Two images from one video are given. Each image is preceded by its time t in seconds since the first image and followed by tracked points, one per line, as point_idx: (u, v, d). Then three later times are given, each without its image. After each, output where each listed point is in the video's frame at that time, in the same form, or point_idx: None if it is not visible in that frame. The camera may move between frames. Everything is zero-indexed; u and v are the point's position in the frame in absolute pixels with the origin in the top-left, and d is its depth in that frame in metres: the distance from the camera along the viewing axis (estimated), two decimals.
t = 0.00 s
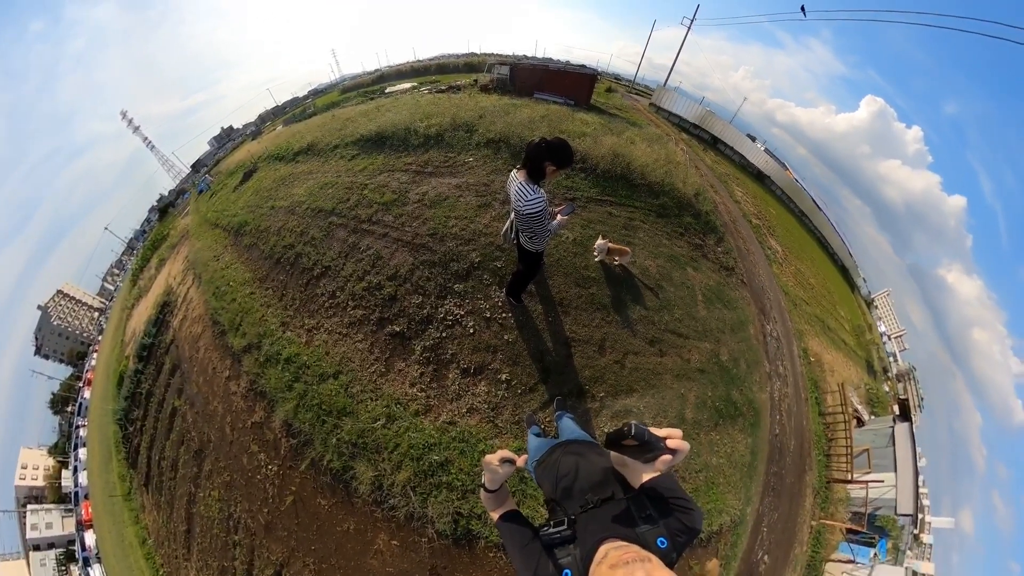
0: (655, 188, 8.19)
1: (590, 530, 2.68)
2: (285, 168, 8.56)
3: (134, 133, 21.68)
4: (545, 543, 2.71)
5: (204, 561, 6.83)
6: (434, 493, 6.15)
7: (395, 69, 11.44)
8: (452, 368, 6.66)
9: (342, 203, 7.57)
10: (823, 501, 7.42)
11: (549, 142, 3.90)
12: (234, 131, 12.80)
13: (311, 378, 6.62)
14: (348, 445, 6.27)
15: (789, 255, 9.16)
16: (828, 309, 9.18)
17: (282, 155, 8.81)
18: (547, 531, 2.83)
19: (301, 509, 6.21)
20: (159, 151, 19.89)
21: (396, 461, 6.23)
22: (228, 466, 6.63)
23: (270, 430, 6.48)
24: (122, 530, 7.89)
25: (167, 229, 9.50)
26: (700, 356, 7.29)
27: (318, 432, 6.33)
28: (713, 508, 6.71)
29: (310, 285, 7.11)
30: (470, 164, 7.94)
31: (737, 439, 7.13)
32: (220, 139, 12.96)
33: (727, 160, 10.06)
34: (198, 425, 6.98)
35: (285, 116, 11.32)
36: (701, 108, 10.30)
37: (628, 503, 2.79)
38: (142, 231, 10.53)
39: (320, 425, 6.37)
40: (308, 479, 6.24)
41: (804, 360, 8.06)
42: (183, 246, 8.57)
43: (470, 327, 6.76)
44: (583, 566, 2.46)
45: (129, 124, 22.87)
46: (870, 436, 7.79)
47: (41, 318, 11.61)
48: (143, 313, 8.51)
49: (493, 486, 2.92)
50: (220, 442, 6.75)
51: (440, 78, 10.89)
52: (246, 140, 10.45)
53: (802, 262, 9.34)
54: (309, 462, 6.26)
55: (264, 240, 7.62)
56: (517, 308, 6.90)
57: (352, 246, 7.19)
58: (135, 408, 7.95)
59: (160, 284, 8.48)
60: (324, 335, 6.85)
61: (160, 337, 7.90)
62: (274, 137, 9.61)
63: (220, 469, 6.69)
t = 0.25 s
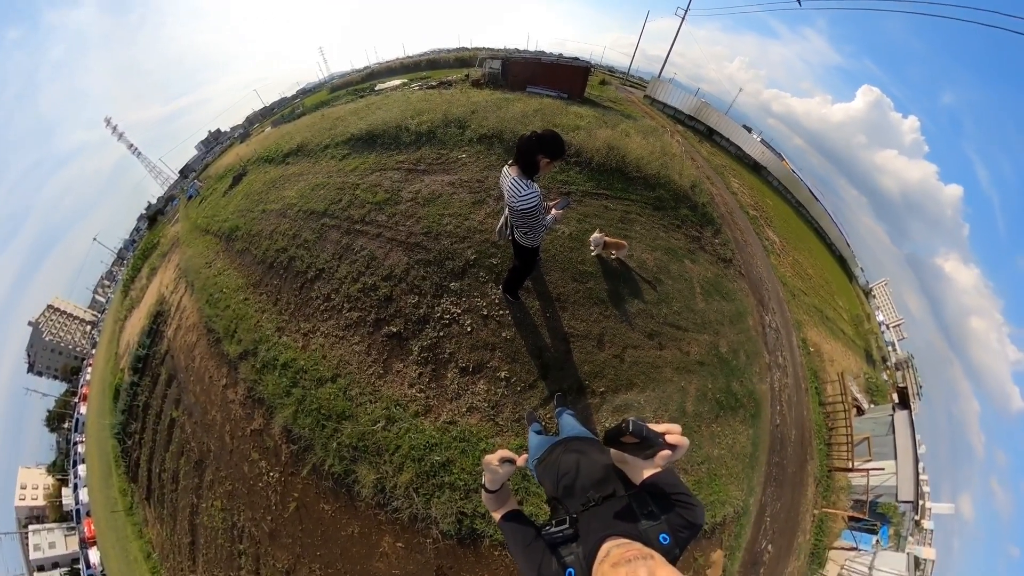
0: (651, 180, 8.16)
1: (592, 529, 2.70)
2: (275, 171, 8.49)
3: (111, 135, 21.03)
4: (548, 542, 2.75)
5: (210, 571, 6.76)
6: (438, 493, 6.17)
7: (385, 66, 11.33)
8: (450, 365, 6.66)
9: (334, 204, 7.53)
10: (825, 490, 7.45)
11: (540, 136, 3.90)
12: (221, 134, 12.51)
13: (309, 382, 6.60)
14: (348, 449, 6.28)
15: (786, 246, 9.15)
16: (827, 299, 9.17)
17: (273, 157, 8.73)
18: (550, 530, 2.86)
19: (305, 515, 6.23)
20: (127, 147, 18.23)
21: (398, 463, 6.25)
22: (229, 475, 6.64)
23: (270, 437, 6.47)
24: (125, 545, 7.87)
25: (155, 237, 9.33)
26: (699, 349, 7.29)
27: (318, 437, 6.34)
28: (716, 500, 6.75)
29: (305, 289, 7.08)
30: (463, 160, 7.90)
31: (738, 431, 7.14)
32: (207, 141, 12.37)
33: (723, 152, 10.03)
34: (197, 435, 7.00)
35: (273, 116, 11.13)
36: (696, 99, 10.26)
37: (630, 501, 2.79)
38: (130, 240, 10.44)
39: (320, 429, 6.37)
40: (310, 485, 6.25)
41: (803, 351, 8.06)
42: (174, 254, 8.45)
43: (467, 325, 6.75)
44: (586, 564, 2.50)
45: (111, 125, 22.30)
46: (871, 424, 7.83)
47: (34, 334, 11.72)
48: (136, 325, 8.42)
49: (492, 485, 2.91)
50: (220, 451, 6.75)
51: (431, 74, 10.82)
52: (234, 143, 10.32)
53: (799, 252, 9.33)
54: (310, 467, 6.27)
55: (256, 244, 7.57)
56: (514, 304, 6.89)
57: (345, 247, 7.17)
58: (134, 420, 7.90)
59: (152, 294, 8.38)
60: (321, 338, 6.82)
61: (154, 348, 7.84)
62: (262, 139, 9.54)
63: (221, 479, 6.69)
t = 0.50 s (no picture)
0: (648, 173, 8.13)
1: (598, 526, 2.73)
2: (266, 174, 8.38)
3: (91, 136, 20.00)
4: (554, 540, 2.80)
5: None
6: (442, 493, 6.18)
7: (373, 63, 11.12)
8: (450, 363, 6.66)
9: (327, 206, 7.48)
10: (828, 480, 7.51)
11: (533, 128, 3.86)
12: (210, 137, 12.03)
13: (308, 387, 6.59)
14: (350, 454, 6.28)
15: (784, 237, 9.13)
16: (826, 289, 9.15)
17: (263, 160, 8.62)
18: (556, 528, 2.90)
19: (309, 521, 6.22)
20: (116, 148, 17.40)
21: (400, 465, 6.26)
22: (232, 484, 6.54)
23: (270, 445, 6.45)
24: (131, 560, 7.57)
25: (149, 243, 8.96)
26: (699, 341, 7.28)
27: (319, 442, 6.33)
28: (720, 492, 6.77)
29: (300, 293, 7.03)
30: (457, 157, 7.87)
31: (740, 423, 7.14)
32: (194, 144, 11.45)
33: (720, 144, 9.98)
34: (197, 445, 6.84)
35: (261, 117, 10.77)
36: (692, 91, 10.19)
37: (636, 498, 2.82)
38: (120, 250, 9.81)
39: (321, 434, 6.37)
40: (313, 491, 6.26)
41: (803, 342, 8.06)
42: (166, 263, 8.25)
43: (465, 324, 6.74)
44: (592, 561, 2.54)
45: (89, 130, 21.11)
46: (871, 413, 7.75)
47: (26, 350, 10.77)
48: (130, 336, 8.12)
49: (496, 485, 2.91)
50: (221, 461, 6.64)
51: (422, 70, 10.72)
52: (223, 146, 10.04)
53: (797, 243, 9.31)
54: (313, 473, 6.27)
55: (249, 249, 7.49)
56: (512, 301, 6.87)
57: (340, 249, 7.13)
58: (133, 434, 7.61)
59: (145, 304, 8.16)
60: (318, 342, 6.80)
61: (150, 360, 7.62)
62: (252, 140, 9.37)
63: (223, 488, 6.58)
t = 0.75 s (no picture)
0: (642, 166, 8.10)
1: (602, 520, 2.77)
2: (254, 179, 8.31)
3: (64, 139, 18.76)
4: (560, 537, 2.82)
5: None
6: (446, 496, 6.16)
7: (358, 61, 10.89)
8: (448, 363, 6.64)
9: (318, 209, 7.41)
10: (830, 467, 7.50)
11: (524, 122, 3.85)
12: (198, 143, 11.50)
13: (306, 394, 6.55)
14: (352, 459, 6.26)
15: (781, 227, 9.12)
16: (822, 277, 9.15)
17: (252, 164, 8.53)
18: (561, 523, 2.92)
19: (313, 530, 6.21)
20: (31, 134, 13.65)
21: (403, 469, 6.23)
22: (233, 496, 6.52)
23: (270, 454, 6.43)
24: None
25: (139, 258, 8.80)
26: (698, 333, 7.27)
27: (319, 449, 6.31)
28: (724, 483, 6.78)
29: (294, 298, 6.98)
30: (448, 155, 7.82)
31: (741, 413, 7.16)
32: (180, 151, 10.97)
33: (714, 135, 9.95)
34: (196, 458, 6.79)
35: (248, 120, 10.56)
36: (685, 82, 10.13)
37: (638, 490, 2.84)
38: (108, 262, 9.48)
39: (322, 440, 6.34)
40: (316, 498, 6.24)
41: (802, 331, 8.06)
42: (157, 274, 8.20)
43: (463, 323, 6.72)
44: (599, 557, 2.59)
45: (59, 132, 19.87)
46: (871, 400, 7.76)
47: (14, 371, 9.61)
48: (122, 351, 8.02)
49: (499, 486, 2.89)
50: (221, 473, 6.62)
51: (411, 67, 10.58)
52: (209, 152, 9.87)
53: (794, 233, 9.29)
54: (315, 480, 6.26)
55: (240, 256, 7.43)
56: (508, 298, 6.86)
57: (332, 252, 7.08)
58: (130, 450, 7.46)
59: (137, 316, 8.09)
60: (314, 348, 6.76)
61: (145, 373, 7.57)
62: (240, 146, 9.30)
63: (226, 500, 6.55)
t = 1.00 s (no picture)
0: (634, 157, 8.06)
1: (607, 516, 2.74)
2: (241, 185, 8.12)
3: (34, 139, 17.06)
4: (564, 535, 2.79)
5: None
6: (450, 496, 6.19)
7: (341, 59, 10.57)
8: (445, 363, 6.63)
9: (306, 212, 7.33)
10: (832, 451, 7.52)
11: (511, 116, 3.80)
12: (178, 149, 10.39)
13: (304, 402, 6.53)
14: (354, 465, 6.27)
15: (776, 214, 9.10)
16: (819, 264, 9.15)
17: (238, 170, 8.31)
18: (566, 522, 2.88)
19: (320, 538, 6.22)
20: None
21: (405, 472, 6.26)
22: (237, 509, 6.46)
23: (272, 464, 6.41)
24: None
25: (130, 272, 8.37)
26: (696, 323, 7.27)
27: (320, 457, 6.31)
28: (727, 471, 6.80)
29: (287, 305, 6.92)
30: (438, 152, 7.77)
31: (742, 401, 7.17)
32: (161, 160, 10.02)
33: (707, 123, 9.90)
34: (198, 473, 6.69)
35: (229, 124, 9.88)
36: (677, 70, 10.08)
37: (642, 485, 2.83)
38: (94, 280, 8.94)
39: (322, 448, 6.34)
40: (321, 506, 6.26)
41: (800, 318, 8.06)
42: (145, 288, 7.91)
43: (458, 322, 6.70)
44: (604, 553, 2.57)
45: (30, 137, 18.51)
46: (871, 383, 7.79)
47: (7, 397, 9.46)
48: (113, 370, 7.75)
49: (501, 483, 2.92)
50: (223, 487, 6.55)
51: (397, 64, 10.30)
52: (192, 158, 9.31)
53: (789, 220, 9.27)
54: (318, 489, 6.27)
55: (230, 265, 7.30)
56: (504, 295, 6.83)
57: (324, 256, 7.02)
58: (130, 470, 7.31)
59: (127, 333, 7.80)
60: (310, 354, 6.72)
61: (140, 391, 7.36)
62: (223, 150, 8.86)
63: (230, 514, 6.48)
